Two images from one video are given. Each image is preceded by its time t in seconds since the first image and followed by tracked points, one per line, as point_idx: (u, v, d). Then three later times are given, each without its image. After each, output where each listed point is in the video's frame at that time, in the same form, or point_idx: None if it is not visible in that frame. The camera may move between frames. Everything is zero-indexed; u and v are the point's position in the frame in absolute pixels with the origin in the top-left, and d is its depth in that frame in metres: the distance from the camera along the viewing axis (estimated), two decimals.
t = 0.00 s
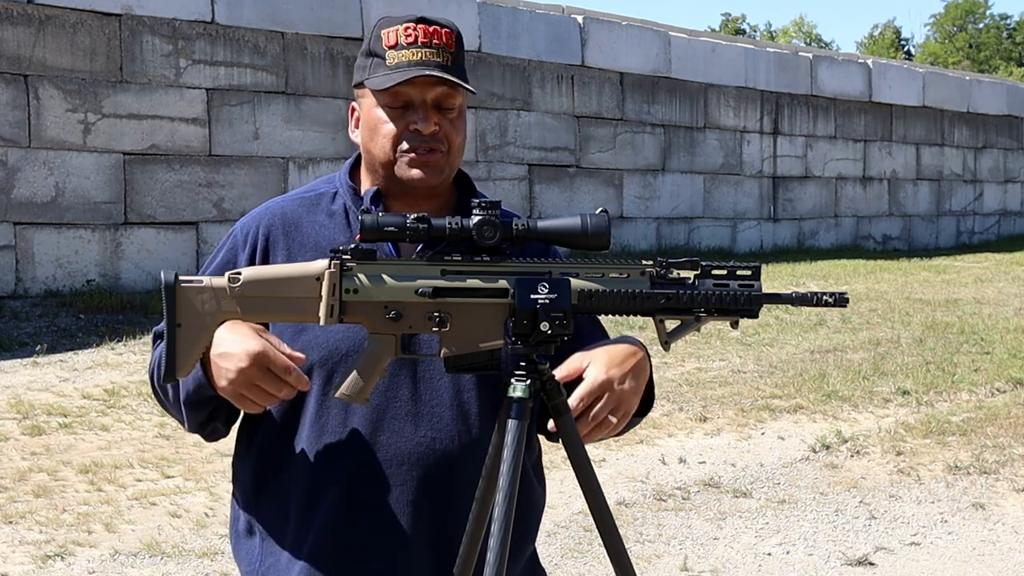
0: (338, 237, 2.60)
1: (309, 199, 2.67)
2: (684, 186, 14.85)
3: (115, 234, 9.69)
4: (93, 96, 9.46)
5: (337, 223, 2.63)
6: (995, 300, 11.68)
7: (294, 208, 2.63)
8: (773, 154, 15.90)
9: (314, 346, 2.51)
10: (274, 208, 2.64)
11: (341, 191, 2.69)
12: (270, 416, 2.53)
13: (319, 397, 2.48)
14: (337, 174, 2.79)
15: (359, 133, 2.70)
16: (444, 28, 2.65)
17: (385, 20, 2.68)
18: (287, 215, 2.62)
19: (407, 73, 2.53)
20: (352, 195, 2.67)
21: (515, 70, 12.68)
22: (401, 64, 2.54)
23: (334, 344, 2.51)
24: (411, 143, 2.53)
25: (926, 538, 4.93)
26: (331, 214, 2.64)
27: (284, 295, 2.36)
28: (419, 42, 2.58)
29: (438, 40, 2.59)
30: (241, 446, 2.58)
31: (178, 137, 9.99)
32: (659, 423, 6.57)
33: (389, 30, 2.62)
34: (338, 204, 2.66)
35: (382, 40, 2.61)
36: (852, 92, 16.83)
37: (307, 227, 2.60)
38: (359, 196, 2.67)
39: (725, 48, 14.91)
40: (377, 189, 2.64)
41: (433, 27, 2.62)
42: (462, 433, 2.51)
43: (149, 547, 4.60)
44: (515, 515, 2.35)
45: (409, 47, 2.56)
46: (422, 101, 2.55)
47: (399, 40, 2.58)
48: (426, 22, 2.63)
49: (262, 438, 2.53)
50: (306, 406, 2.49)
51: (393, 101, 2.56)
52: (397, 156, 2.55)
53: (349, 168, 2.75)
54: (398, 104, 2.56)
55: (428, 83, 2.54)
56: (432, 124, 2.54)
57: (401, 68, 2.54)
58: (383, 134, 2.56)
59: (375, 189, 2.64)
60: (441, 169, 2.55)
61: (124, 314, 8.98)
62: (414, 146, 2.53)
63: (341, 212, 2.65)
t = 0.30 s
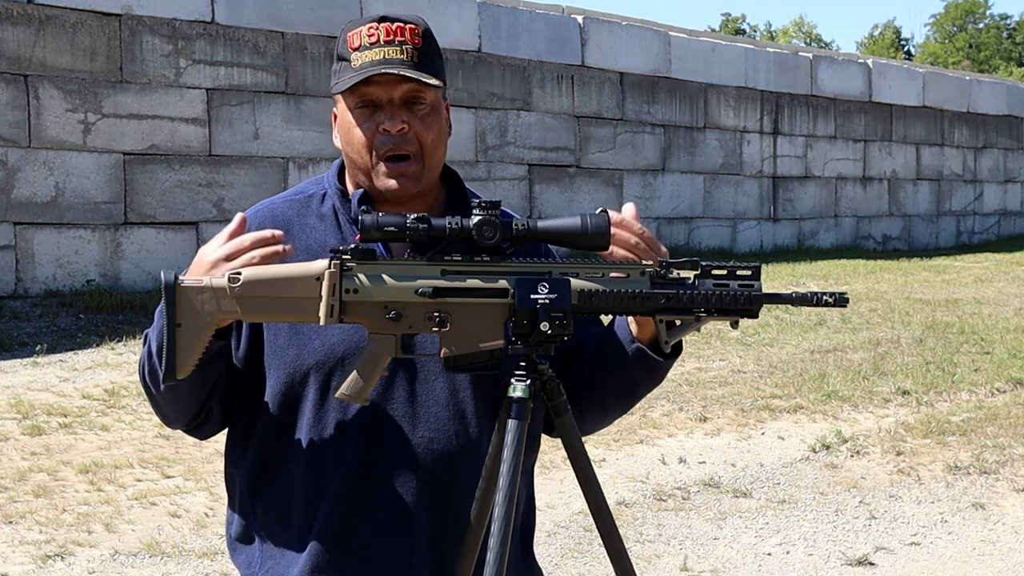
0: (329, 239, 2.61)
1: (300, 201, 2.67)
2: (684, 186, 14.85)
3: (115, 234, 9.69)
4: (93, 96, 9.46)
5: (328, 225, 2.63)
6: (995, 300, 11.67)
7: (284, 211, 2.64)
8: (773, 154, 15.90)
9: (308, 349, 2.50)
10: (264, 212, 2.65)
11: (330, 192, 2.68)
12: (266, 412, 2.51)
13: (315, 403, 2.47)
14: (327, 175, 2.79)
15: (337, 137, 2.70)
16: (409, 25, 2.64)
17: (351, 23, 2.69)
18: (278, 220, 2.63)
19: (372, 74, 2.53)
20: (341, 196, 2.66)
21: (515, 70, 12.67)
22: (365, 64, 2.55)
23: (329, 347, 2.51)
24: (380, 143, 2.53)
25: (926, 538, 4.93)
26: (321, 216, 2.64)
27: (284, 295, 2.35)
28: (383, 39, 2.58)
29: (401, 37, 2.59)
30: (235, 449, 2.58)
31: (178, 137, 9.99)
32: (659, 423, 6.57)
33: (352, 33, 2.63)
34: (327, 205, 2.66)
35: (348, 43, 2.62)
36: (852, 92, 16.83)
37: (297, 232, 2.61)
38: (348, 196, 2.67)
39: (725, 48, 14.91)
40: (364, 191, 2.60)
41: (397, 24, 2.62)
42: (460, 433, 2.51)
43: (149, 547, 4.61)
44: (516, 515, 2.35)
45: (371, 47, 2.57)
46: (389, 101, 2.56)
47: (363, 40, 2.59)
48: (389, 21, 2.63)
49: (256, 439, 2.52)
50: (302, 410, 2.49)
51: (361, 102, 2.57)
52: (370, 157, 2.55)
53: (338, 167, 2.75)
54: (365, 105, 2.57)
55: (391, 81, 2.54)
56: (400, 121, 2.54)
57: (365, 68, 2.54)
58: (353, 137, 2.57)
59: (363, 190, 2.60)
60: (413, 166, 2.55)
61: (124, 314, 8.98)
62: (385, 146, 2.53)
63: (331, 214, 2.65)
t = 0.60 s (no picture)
0: (316, 242, 2.60)
1: (284, 204, 2.67)
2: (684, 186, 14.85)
3: (115, 234, 9.69)
4: (93, 96, 9.46)
5: (314, 227, 2.63)
6: (995, 300, 11.67)
7: (270, 214, 2.64)
8: (773, 154, 15.90)
9: (300, 351, 2.49)
10: (249, 214, 2.64)
11: (315, 195, 2.68)
12: (259, 415, 2.52)
13: (308, 405, 2.47)
14: (310, 177, 2.78)
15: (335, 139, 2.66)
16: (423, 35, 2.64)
17: (360, 26, 2.64)
18: (262, 222, 2.62)
19: (395, 91, 2.50)
20: (327, 198, 2.66)
21: (515, 70, 12.67)
22: (385, 78, 2.54)
23: (320, 348, 2.50)
24: (398, 158, 2.53)
25: (927, 538, 4.93)
26: (306, 218, 2.64)
27: (284, 295, 2.34)
28: (401, 53, 2.58)
29: (418, 50, 2.59)
30: (229, 454, 2.58)
31: (178, 138, 9.99)
32: (659, 423, 6.57)
33: (366, 40, 2.60)
34: (313, 207, 2.66)
35: (362, 51, 2.60)
36: (852, 92, 16.83)
37: (283, 233, 2.60)
38: (334, 198, 2.67)
39: (725, 48, 14.91)
40: (350, 191, 2.62)
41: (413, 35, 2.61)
42: (453, 431, 2.51)
43: (149, 547, 4.60)
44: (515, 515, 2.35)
45: (391, 59, 2.56)
46: (405, 115, 2.52)
47: (381, 51, 2.57)
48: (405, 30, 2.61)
49: (248, 444, 2.52)
50: (296, 414, 2.49)
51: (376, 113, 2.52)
52: (384, 170, 2.54)
53: (322, 171, 2.75)
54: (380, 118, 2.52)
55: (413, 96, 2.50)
56: (417, 137, 2.52)
57: (387, 83, 2.53)
58: (366, 148, 2.54)
59: (351, 191, 2.61)
60: (423, 179, 2.56)
61: (124, 314, 8.98)
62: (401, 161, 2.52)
63: (317, 216, 2.65)
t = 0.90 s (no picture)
0: (308, 244, 2.60)
1: (275, 206, 2.67)
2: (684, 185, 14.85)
3: (115, 234, 9.69)
4: (93, 96, 9.46)
5: (305, 230, 2.63)
6: (995, 300, 11.67)
7: (260, 216, 2.64)
8: (773, 154, 15.90)
9: (294, 355, 2.50)
10: (240, 216, 2.64)
11: (306, 196, 2.68)
12: (254, 421, 2.52)
13: (306, 409, 2.48)
14: (299, 178, 2.78)
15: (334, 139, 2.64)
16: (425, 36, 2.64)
17: (363, 25, 2.63)
18: (254, 224, 2.62)
19: (402, 92, 2.49)
20: (318, 199, 2.66)
21: (515, 70, 12.67)
22: (391, 78, 2.54)
23: (316, 352, 2.50)
24: (402, 159, 2.52)
25: (927, 538, 4.93)
26: (297, 220, 2.64)
27: (283, 295, 2.34)
28: (406, 53, 2.58)
29: (421, 52, 2.59)
30: (224, 458, 2.58)
31: (178, 138, 9.99)
32: (659, 423, 6.57)
33: (370, 40, 2.60)
34: (304, 209, 2.66)
35: (366, 50, 2.59)
36: (852, 92, 16.83)
37: (274, 235, 2.61)
38: (326, 199, 2.67)
39: (725, 48, 14.91)
40: (345, 193, 2.62)
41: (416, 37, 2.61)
42: (449, 433, 2.51)
43: (149, 547, 4.60)
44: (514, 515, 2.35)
45: (396, 59, 2.56)
46: (410, 116, 2.51)
47: (386, 51, 2.57)
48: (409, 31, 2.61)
49: (243, 449, 2.52)
50: (292, 418, 2.49)
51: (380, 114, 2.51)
52: (387, 171, 2.53)
53: (312, 172, 2.75)
54: (385, 119, 2.51)
55: (420, 98, 2.50)
56: (421, 138, 2.52)
57: (393, 84, 2.53)
58: (370, 149, 2.53)
59: (344, 194, 2.62)
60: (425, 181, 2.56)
61: (124, 314, 8.98)
62: (404, 162, 2.51)
63: (308, 218, 2.65)
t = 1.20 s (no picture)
0: (311, 243, 2.60)
1: (277, 204, 2.66)
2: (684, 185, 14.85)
3: (115, 234, 9.69)
4: (93, 96, 9.46)
5: (308, 229, 2.62)
6: (995, 300, 11.67)
7: (262, 214, 2.63)
8: (773, 154, 15.90)
9: (297, 352, 2.49)
10: (242, 215, 2.63)
11: (308, 195, 2.67)
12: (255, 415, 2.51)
13: (306, 407, 2.48)
14: (298, 179, 2.77)
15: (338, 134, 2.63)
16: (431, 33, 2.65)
17: (371, 21, 2.63)
18: (257, 224, 2.61)
19: (415, 83, 2.50)
20: (320, 198, 2.65)
21: (515, 70, 12.67)
22: (402, 71, 2.53)
23: (318, 349, 2.50)
24: (412, 152, 2.52)
25: (926, 538, 4.93)
26: (300, 219, 2.63)
27: (283, 295, 2.33)
28: (417, 48, 2.59)
29: (429, 47, 2.61)
30: (223, 454, 2.57)
31: (178, 138, 9.99)
32: (659, 423, 6.57)
33: (380, 34, 2.59)
34: (306, 208, 2.65)
35: (377, 43, 2.57)
36: (852, 92, 16.83)
37: (278, 235, 2.60)
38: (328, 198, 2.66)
39: (725, 48, 14.91)
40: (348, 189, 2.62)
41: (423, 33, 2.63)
42: (450, 431, 2.51)
43: (149, 547, 4.60)
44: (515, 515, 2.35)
45: (407, 53, 2.56)
46: (419, 109, 2.53)
47: (397, 45, 2.56)
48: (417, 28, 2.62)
49: (244, 446, 2.52)
50: (293, 415, 2.49)
51: (391, 108, 2.52)
52: (395, 164, 2.54)
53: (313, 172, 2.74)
54: (396, 112, 2.52)
55: (431, 91, 2.52)
56: (431, 132, 2.54)
57: (404, 76, 2.52)
58: (379, 142, 2.53)
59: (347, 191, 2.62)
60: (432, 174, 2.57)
61: (124, 314, 8.98)
62: (414, 154, 2.52)
63: (311, 217, 2.64)
